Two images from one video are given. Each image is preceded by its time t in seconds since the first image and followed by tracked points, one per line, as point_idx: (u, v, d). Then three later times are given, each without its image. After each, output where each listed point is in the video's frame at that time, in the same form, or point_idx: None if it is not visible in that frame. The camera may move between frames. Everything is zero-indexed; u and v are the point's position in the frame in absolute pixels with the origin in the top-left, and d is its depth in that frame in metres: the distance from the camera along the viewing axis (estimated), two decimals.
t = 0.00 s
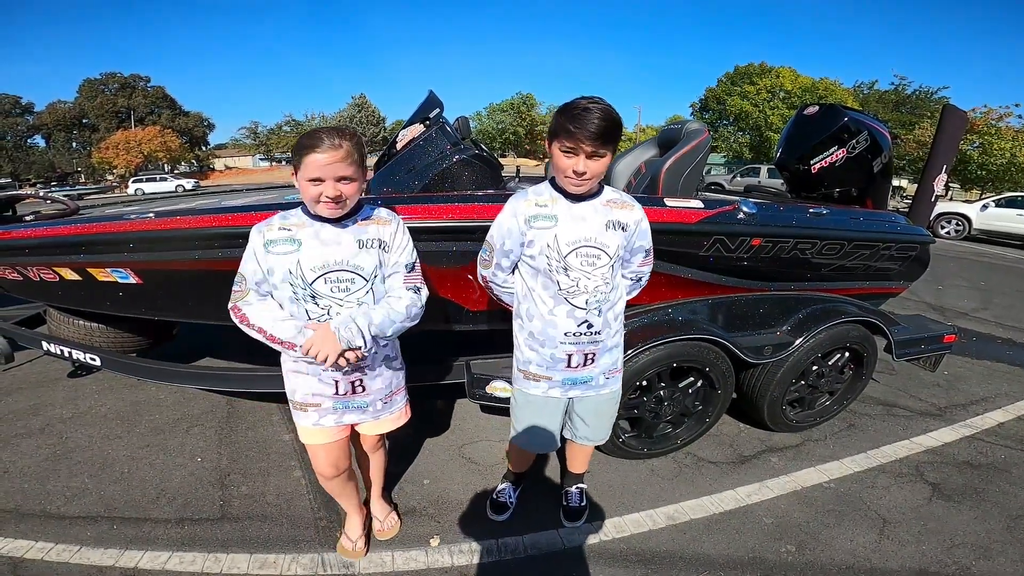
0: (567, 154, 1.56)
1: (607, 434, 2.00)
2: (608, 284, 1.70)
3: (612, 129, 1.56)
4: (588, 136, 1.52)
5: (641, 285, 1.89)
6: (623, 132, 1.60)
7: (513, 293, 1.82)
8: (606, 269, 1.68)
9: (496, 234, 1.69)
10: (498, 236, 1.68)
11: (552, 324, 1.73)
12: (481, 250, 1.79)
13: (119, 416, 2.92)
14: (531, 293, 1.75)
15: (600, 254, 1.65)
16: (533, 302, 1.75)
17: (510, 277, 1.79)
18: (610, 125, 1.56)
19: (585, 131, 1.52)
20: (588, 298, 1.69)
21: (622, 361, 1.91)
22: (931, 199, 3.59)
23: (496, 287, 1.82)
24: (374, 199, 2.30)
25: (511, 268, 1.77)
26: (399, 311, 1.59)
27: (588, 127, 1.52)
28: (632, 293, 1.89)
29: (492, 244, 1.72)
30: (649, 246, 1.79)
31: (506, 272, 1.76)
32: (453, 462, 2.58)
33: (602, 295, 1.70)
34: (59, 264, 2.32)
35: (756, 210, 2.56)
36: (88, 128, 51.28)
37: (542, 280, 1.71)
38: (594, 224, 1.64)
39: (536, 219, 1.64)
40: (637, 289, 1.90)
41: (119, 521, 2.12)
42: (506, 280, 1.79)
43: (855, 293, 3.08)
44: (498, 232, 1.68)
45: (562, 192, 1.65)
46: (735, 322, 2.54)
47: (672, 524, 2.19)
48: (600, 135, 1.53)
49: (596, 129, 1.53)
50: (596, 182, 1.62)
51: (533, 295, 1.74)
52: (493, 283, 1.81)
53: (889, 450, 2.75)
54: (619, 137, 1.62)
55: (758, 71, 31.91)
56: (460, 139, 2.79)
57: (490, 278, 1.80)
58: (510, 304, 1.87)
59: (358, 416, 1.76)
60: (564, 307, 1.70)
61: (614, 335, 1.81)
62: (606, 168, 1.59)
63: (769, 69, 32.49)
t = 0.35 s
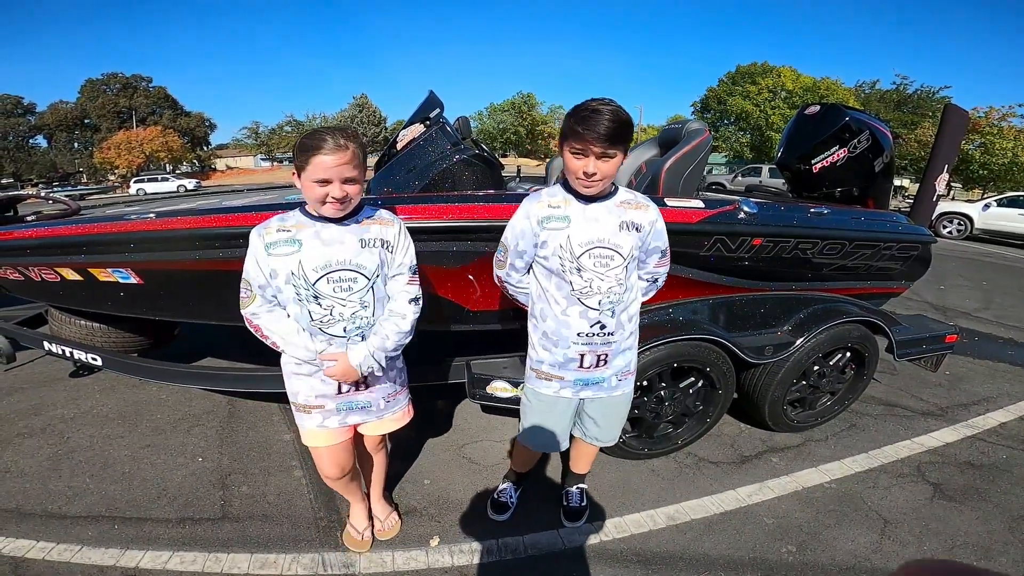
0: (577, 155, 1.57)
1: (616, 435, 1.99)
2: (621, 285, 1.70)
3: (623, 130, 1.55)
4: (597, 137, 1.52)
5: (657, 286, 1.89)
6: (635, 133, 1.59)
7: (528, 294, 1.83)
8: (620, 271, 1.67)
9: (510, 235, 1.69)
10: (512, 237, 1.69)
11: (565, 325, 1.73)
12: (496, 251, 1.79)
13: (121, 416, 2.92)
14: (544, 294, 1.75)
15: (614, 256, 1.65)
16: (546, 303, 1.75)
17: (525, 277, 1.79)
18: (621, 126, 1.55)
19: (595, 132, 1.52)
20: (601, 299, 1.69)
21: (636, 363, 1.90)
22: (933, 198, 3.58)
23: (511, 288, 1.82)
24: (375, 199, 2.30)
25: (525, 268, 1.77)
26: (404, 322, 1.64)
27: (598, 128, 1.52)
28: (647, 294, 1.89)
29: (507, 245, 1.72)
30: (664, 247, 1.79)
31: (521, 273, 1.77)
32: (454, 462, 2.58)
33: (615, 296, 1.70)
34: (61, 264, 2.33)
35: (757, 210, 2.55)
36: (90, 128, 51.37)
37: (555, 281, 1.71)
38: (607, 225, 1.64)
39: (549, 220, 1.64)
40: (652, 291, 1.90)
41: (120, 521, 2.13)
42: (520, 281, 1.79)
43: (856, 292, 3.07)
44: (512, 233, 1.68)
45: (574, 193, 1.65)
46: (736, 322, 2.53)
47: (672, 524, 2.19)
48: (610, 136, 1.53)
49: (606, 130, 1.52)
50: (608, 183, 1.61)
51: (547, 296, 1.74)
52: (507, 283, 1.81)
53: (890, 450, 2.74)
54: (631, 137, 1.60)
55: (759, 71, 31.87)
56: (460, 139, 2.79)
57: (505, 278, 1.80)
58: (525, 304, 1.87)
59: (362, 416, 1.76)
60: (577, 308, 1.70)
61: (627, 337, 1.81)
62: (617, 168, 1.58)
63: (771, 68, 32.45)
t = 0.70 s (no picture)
0: (581, 155, 1.56)
1: (617, 435, 1.99)
2: (623, 286, 1.69)
3: (628, 129, 1.55)
4: (601, 138, 1.52)
5: (662, 288, 1.88)
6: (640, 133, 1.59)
7: (532, 293, 1.83)
8: (622, 271, 1.67)
9: (515, 234, 1.70)
10: (516, 237, 1.70)
11: (567, 324, 1.73)
12: (502, 250, 1.80)
13: (121, 416, 2.92)
14: (547, 293, 1.75)
15: (616, 257, 1.64)
16: (549, 302, 1.75)
17: (529, 276, 1.80)
18: (626, 125, 1.55)
19: (598, 132, 1.52)
20: (602, 299, 1.69)
21: (638, 363, 1.90)
22: (934, 198, 3.58)
23: (516, 287, 1.83)
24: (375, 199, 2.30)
25: (530, 267, 1.77)
26: (400, 328, 1.65)
27: (602, 128, 1.52)
28: (652, 295, 1.88)
29: (511, 244, 1.72)
30: (670, 248, 1.78)
31: (525, 271, 1.77)
32: (454, 462, 2.58)
33: (617, 297, 1.69)
34: (62, 264, 2.33)
35: (758, 210, 2.55)
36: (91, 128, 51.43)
37: (558, 281, 1.71)
38: (611, 226, 1.63)
39: (553, 220, 1.64)
40: (657, 293, 1.90)
41: (120, 521, 2.13)
42: (525, 279, 1.80)
43: (857, 293, 3.07)
44: (517, 232, 1.69)
45: (579, 193, 1.65)
46: (737, 322, 2.53)
47: (673, 525, 2.19)
48: (615, 136, 1.53)
49: (610, 131, 1.52)
50: (613, 183, 1.60)
51: (549, 295, 1.74)
52: (512, 282, 1.82)
53: (891, 450, 2.74)
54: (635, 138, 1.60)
55: (760, 70, 31.84)
56: (461, 139, 2.78)
57: (510, 277, 1.81)
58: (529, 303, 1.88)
59: (363, 416, 1.77)
60: (578, 307, 1.70)
61: (629, 338, 1.81)
62: (622, 169, 1.58)
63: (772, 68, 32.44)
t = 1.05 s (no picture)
0: (577, 155, 1.57)
1: (615, 432, 1.99)
2: (619, 285, 1.70)
3: (624, 129, 1.56)
4: (598, 138, 1.52)
5: (658, 287, 1.89)
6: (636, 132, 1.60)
7: (528, 292, 1.84)
8: (617, 270, 1.67)
9: (511, 233, 1.70)
10: (513, 237, 1.70)
11: (563, 323, 1.74)
12: (499, 249, 1.81)
13: (123, 415, 2.93)
14: (544, 292, 1.76)
15: (612, 256, 1.65)
16: (545, 300, 1.76)
17: (526, 275, 1.80)
18: (621, 125, 1.56)
19: (595, 132, 1.52)
20: (598, 298, 1.69)
21: (634, 361, 1.90)
22: (935, 198, 3.58)
23: (512, 287, 1.83)
24: (376, 199, 2.31)
25: (527, 266, 1.78)
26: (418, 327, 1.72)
27: (598, 128, 1.52)
28: (648, 294, 1.89)
29: (508, 243, 1.73)
30: (665, 248, 1.79)
31: (522, 271, 1.78)
32: (455, 461, 2.59)
33: (613, 295, 1.70)
34: (65, 263, 2.34)
35: (758, 210, 2.55)
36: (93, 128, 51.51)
37: (554, 280, 1.71)
38: (606, 225, 1.64)
39: (549, 220, 1.64)
40: (652, 291, 1.91)
41: (122, 519, 2.14)
42: (521, 279, 1.80)
43: (858, 292, 3.07)
44: (513, 232, 1.70)
45: (575, 193, 1.66)
46: (738, 322, 2.53)
47: (673, 524, 2.19)
48: (610, 136, 1.53)
49: (606, 130, 1.52)
50: (609, 183, 1.61)
51: (546, 294, 1.75)
52: (509, 281, 1.82)
53: (891, 450, 2.74)
54: (631, 138, 1.61)
55: (761, 70, 31.81)
56: (462, 139, 2.79)
57: (506, 276, 1.82)
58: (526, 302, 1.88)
59: (363, 413, 1.78)
60: (574, 306, 1.71)
61: (625, 336, 1.81)
62: (618, 168, 1.59)
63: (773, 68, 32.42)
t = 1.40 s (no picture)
0: (558, 155, 1.59)
1: (603, 428, 2.02)
2: (602, 283, 1.73)
3: (602, 127, 1.58)
4: (577, 137, 1.55)
5: (639, 284, 1.92)
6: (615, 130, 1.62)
7: (514, 290, 1.87)
8: (599, 268, 1.70)
9: (496, 232, 1.74)
10: (497, 235, 1.73)
11: (547, 320, 1.76)
12: (484, 248, 1.84)
13: (127, 412, 2.96)
14: (528, 290, 1.78)
15: (594, 254, 1.68)
16: (529, 298, 1.78)
17: (510, 273, 1.83)
18: (600, 123, 1.58)
19: (574, 132, 1.55)
20: (581, 295, 1.72)
21: (619, 358, 1.93)
22: (935, 198, 3.59)
23: (498, 285, 1.87)
24: (377, 199, 2.34)
25: (511, 265, 1.81)
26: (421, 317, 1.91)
27: (577, 127, 1.55)
28: (631, 291, 1.91)
29: (493, 242, 1.76)
30: (647, 245, 1.81)
31: (506, 270, 1.81)
32: (455, 459, 2.61)
33: (595, 293, 1.73)
34: (70, 262, 2.37)
35: (756, 210, 2.57)
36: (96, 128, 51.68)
37: (537, 278, 1.74)
38: (588, 223, 1.67)
39: (532, 219, 1.67)
40: (635, 288, 1.93)
41: (125, 516, 2.16)
42: (506, 278, 1.84)
43: (856, 292, 3.09)
44: (498, 231, 1.73)
45: (557, 193, 1.68)
46: (736, 322, 2.55)
47: (670, 521, 2.21)
48: (589, 135, 1.55)
49: (585, 129, 1.55)
50: (590, 182, 1.64)
51: (530, 292, 1.77)
52: (494, 280, 1.86)
53: (888, 450, 2.76)
54: (612, 136, 1.64)
55: (764, 71, 31.78)
56: (463, 140, 2.82)
57: (492, 275, 1.85)
58: (511, 300, 1.91)
59: (367, 411, 1.79)
60: (558, 303, 1.73)
61: (609, 333, 1.84)
62: (599, 166, 1.62)
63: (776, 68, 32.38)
